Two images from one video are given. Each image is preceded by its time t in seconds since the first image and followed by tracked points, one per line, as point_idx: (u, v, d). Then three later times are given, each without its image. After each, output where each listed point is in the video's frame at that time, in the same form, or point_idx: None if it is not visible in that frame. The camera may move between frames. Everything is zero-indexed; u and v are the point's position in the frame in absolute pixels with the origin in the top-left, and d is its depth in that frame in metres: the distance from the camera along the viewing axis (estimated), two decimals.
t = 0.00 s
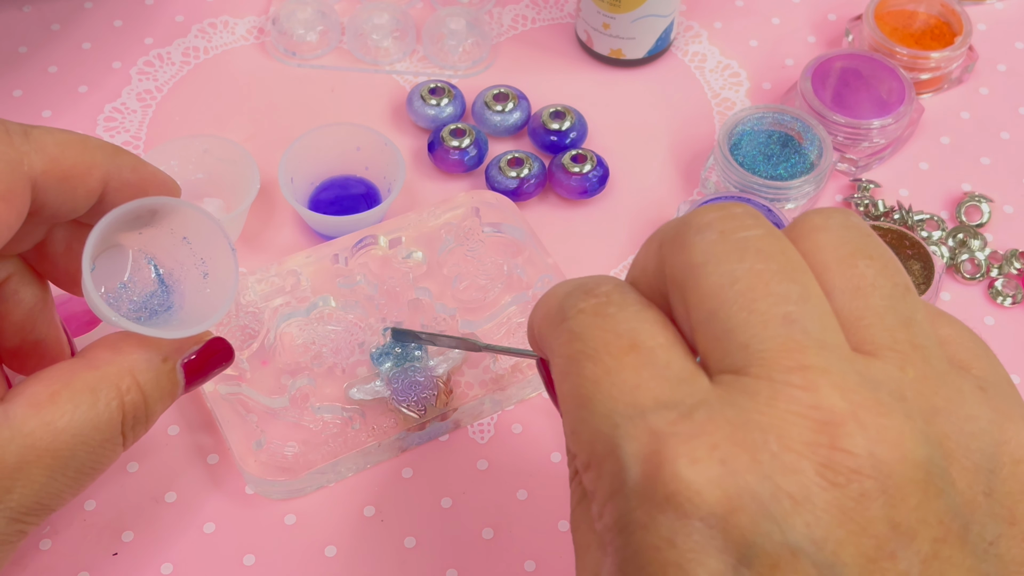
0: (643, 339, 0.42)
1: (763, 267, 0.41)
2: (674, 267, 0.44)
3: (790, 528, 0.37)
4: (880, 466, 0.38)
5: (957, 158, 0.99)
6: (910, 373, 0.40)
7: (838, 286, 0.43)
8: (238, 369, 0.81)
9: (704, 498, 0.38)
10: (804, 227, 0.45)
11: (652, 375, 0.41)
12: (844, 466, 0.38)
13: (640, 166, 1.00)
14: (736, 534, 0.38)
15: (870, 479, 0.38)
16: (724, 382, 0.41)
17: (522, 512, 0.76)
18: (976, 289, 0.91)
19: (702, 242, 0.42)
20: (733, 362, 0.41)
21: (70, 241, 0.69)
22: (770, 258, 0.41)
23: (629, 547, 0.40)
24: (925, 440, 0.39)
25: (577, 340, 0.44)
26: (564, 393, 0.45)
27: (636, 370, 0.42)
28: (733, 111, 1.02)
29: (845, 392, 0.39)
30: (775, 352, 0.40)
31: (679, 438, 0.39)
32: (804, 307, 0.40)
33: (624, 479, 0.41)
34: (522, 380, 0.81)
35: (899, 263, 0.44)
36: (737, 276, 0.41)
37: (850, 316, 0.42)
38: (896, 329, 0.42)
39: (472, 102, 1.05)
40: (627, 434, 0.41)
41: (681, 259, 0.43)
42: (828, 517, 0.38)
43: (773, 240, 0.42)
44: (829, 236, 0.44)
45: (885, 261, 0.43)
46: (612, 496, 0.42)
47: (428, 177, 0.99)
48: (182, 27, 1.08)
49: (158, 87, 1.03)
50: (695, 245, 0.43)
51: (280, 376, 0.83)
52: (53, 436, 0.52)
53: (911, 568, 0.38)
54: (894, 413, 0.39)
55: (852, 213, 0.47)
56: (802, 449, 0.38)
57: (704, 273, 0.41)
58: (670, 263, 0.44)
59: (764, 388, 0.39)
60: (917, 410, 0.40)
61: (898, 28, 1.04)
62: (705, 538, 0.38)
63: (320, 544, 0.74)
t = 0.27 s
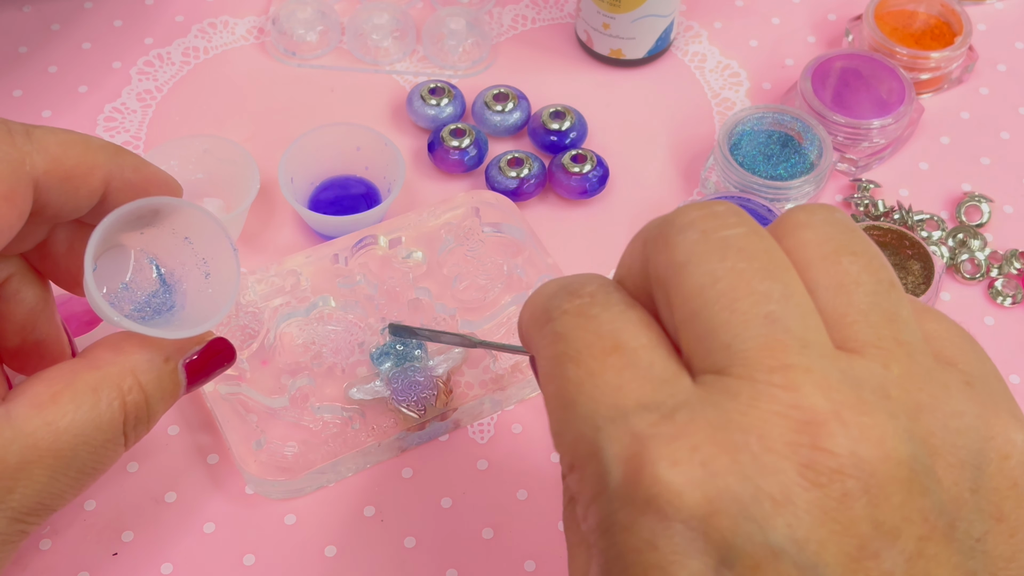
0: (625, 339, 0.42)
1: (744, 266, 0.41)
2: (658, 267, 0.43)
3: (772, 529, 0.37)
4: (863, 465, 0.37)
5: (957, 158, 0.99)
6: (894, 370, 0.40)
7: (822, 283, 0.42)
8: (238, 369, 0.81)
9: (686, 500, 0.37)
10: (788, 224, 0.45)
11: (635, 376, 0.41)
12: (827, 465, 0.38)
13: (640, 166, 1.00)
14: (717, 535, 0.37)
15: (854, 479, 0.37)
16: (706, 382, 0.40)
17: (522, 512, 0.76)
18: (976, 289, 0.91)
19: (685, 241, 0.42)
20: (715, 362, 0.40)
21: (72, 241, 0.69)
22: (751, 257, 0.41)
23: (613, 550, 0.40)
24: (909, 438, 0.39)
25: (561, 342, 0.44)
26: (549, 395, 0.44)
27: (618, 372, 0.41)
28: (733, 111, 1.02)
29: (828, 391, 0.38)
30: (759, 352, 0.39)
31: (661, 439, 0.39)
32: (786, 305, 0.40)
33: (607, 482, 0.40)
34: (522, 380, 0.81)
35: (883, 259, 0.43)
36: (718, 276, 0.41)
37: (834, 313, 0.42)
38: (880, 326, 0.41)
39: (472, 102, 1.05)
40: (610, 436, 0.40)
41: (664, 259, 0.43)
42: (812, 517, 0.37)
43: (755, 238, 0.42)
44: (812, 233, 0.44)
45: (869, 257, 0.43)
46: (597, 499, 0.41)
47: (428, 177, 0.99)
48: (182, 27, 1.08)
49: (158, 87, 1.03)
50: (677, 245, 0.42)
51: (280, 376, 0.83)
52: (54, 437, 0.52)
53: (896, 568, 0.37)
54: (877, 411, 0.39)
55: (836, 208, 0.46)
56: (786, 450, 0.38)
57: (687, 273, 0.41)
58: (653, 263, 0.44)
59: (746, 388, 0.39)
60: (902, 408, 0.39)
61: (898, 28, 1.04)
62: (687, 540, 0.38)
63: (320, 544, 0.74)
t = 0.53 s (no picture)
0: (600, 358, 0.40)
1: (716, 281, 0.39)
2: (631, 283, 0.42)
3: (745, 551, 0.36)
4: (838, 485, 0.36)
5: (957, 159, 0.99)
6: (872, 384, 0.39)
7: (798, 295, 0.41)
8: (238, 369, 0.81)
9: (658, 524, 0.37)
10: (764, 234, 0.43)
11: (609, 397, 0.39)
12: (800, 486, 0.36)
13: (640, 166, 1.00)
14: (690, 558, 0.37)
15: (829, 498, 0.36)
16: (679, 402, 0.39)
17: (522, 512, 0.76)
18: (976, 289, 0.91)
19: (656, 257, 0.41)
20: (688, 380, 0.39)
21: (72, 240, 0.69)
22: (724, 271, 0.39)
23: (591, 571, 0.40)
24: (886, 454, 0.38)
25: (537, 361, 0.43)
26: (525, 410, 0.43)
27: (592, 392, 0.40)
28: (734, 111, 1.02)
29: (801, 409, 0.37)
30: (731, 370, 0.38)
31: (632, 461, 0.38)
32: (759, 320, 0.38)
33: (581, 502, 0.40)
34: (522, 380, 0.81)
35: (862, 267, 0.42)
36: (689, 293, 0.39)
37: (811, 326, 0.40)
38: (858, 339, 0.40)
39: (472, 102, 1.05)
40: (583, 457, 0.39)
41: (635, 274, 0.41)
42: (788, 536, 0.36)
43: (728, 252, 0.40)
44: (787, 243, 0.42)
45: (846, 267, 0.41)
46: (572, 518, 0.41)
47: (427, 177, 0.99)
48: (182, 27, 1.08)
49: (158, 87, 1.03)
50: (649, 261, 0.41)
51: (280, 376, 0.83)
52: (55, 435, 0.52)
53: None
54: (852, 428, 0.38)
55: (812, 215, 0.44)
56: (757, 469, 0.37)
57: (658, 289, 0.40)
58: (626, 278, 0.42)
59: (718, 408, 0.38)
60: (879, 423, 0.39)
61: (898, 28, 1.04)
62: (660, 563, 0.37)
63: (321, 544, 0.74)
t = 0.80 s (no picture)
0: (633, 381, 0.40)
1: (755, 307, 0.39)
2: (665, 303, 0.42)
3: None
4: (877, 517, 0.36)
5: (957, 159, 0.99)
6: (910, 415, 0.39)
7: (837, 320, 0.40)
8: (238, 369, 0.81)
9: (696, 556, 0.36)
10: (800, 256, 0.43)
11: (643, 421, 0.39)
12: (840, 519, 0.36)
13: (640, 167, 1.00)
14: None
15: (869, 532, 0.36)
16: (717, 430, 0.40)
17: (522, 512, 0.76)
18: (976, 289, 0.91)
19: (692, 278, 0.40)
20: (726, 409, 0.39)
21: (67, 239, 0.69)
22: (763, 296, 0.39)
23: None
24: (925, 486, 0.38)
25: (568, 381, 0.42)
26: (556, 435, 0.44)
27: (626, 417, 0.40)
28: (734, 111, 1.02)
29: (841, 440, 0.37)
30: (770, 398, 0.38)
31: (669, 491, 0.38)
32: (798, 347, 0.38)
33: (616, 532, 0.40)
34: (522, 380, 0.81)
35: (900, 293, 0.42)
36: (727, 317, 0.39)
37: (850, 353, 0.40)
38: (897, 367, 0.40)
39: (472, 102, 1.05)
40: (618, 487, 0.40)
41: (671, 295, 0.41)
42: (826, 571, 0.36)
43: (767, 275, 0.40)
44: (826, 266, 0.42)
45: (886, 293, 0.41)
46: (606, 547, 0.41)
47: (428, 177, 0.99)
48: (182, 27, 1.08)
49: (158, 87, 1.03)
50: (684, 281, 0.40)
51: (280, 376, 0.83)
52: (51, 434, 0.52)
53: None
54: (894, 459, 0.38)
55: (850, 237, 0.44)
56: (796, 502, 0.37)
57: (695, 311, 0.39)
58: (661, 298, 0.42)
59: (756, 438, 0.38)
60: (918, 453, 0.39)
61: (898, 28, 1.04)
62: None
63: (320, 544, 0.74)
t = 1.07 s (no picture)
0: (613, 370, 0.40)
1: (729, 294, 0.39)
2: (642, 295, 0.42)
3: (760, 566, 0.36)
4: (852, 499, 0.36)
5: (957, 158, 0.99)
6: (887, 397, 0.39)
7: (813, 308, 0.41)
8: (238, 369, 0.81)
9: (673, 538, 0.37)
10: (777, 246, 0.43)
11: (622, 408, 0.39)
12: (814, 500, 0.36)
13: (640, 166, 1.00)
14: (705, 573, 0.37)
15: (844, 513, 0.36)
16: (693, 414, 0.39)
17: (523, 512, 0.76)
18: (976, 289, 0.91)
19: (668, 269, 0.40)
20: (702, 394, 0.39)
21: (68, 238, 0.69)
22: (738, 284, 0.39)
23: None
24: (901, 468, 0.38)
25: (550, 372, 0.42)
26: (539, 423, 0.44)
27: (605, 404, 0.40)
28: (734, 111, 1.02)
29: (817, 424, 0.37)
30: (745, 383, 0.38)
31: (646, 474, 0.38)
32: (772, 333, 0.38)
33: (595, 517, 0.40)
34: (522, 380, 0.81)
35: (876, 280, 0.42)
36: (702, 305, 0.39)
37: (825, 340, 0.40)
38: (874, 352, 0.40)
39: (472, 102, 1.05)
40: (596, 472, 0.39)
41: (647, 286, 0.41)
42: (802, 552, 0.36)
43: (742, 264, 0.40)
44: (803, 255, 0.42)
45: (862, 281, 0.41)
46: (586, 533, 0.41)
47: (428, 177, 0.99)
48: (182, 27, 1.08)
49: (158, 87, 1.03)
50: (661, 273, 0.41)
51: (280, 376, 0.83)
52: (53, 435, 0.52)
53: None
54: (868, 442, 0.37)
55: (825, 228, 0.44)
56: (773, 484, 0.37)
57: (672, 301, 0.40)
58: (638, 290, 0.42)
59: (732, 421, 0.38)
60: (893, 436, 0.38)
61: (898, 28, 1.05)
62: None
63: (321, 544, 0.74)
